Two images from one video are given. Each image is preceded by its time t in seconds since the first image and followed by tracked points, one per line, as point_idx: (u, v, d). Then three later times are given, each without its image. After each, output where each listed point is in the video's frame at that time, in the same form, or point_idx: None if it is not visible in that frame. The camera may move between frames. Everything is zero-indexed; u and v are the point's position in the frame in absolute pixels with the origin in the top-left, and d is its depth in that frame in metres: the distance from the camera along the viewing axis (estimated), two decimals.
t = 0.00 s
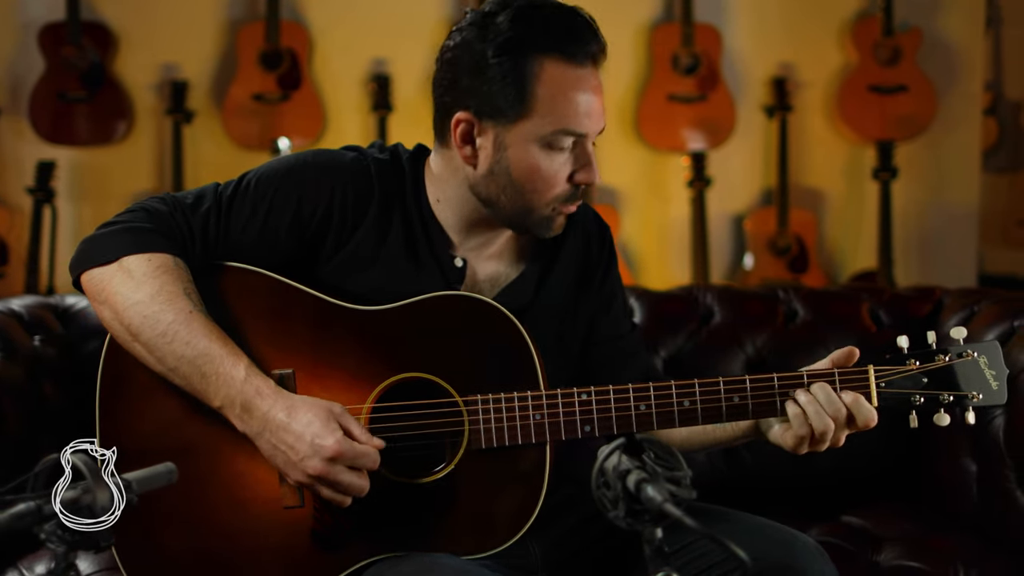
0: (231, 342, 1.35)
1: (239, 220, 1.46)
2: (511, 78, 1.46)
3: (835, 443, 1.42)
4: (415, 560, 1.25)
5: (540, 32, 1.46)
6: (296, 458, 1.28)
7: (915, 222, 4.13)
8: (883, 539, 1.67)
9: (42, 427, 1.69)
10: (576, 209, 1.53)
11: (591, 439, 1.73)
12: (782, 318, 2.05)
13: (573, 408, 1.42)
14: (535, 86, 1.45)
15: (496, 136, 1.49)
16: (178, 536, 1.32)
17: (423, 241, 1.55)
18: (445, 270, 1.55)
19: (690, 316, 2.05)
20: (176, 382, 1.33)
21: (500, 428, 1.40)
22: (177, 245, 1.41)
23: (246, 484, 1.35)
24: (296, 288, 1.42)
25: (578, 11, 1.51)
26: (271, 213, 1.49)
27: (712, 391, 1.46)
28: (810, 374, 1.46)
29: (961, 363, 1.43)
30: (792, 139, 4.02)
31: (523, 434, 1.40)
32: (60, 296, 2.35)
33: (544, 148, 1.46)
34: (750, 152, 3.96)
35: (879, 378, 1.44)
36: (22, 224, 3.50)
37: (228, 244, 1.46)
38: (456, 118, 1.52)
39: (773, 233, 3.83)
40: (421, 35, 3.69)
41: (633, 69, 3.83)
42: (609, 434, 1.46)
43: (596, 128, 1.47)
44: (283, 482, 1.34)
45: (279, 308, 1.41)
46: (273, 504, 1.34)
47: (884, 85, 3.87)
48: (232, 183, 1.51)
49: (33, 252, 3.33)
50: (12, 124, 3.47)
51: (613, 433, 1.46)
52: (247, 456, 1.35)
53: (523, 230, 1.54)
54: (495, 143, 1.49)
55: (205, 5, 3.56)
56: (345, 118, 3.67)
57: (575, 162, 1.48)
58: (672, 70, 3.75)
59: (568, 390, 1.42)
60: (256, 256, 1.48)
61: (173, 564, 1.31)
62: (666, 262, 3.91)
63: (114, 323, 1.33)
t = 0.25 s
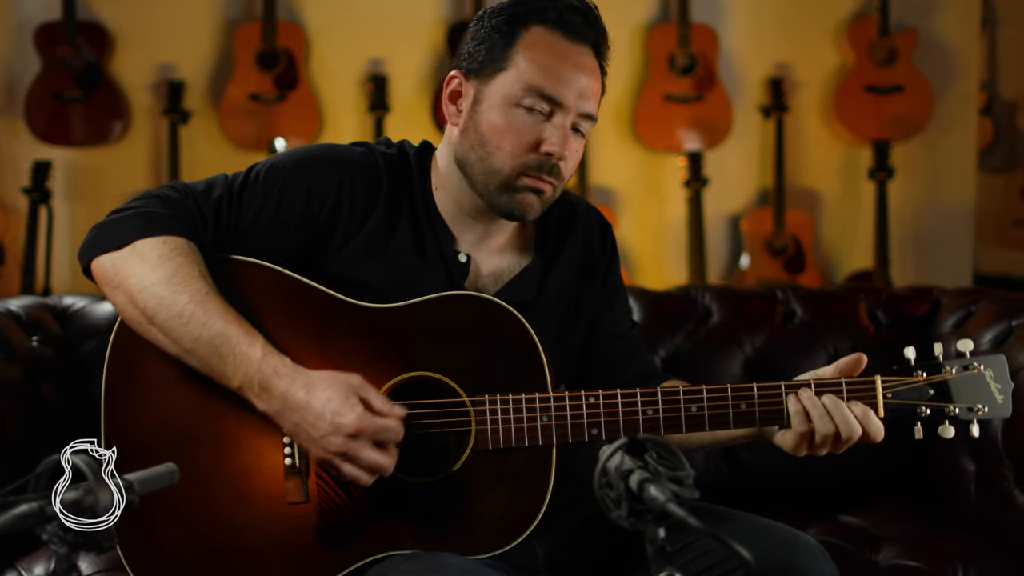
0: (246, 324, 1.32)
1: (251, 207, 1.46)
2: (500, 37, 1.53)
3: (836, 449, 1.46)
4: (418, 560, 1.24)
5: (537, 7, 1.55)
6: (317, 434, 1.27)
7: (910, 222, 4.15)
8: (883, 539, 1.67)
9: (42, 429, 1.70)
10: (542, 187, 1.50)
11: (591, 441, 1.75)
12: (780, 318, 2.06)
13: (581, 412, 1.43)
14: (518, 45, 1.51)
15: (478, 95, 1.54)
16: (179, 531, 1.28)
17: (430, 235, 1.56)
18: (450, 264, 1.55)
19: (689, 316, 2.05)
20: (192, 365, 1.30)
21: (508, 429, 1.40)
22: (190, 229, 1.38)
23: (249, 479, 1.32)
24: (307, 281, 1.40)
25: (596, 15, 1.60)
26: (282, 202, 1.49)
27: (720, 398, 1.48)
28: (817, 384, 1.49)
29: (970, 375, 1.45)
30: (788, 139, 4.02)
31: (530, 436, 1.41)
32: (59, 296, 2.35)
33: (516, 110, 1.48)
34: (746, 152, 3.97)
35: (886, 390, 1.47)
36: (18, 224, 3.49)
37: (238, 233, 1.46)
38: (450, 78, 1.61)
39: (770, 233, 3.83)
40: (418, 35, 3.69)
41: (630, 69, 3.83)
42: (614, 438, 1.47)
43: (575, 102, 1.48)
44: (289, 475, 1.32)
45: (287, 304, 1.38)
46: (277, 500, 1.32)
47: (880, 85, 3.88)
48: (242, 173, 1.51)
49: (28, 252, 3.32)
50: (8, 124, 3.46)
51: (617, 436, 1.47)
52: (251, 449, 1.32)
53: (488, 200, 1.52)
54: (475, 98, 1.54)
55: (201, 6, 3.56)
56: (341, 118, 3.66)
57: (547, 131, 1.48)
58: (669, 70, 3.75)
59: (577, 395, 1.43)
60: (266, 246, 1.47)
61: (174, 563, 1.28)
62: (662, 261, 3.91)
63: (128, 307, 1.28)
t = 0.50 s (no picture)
0: (250, 333, 1.30)
1: (266, 201, 1.46)
2: (500, 43, 1.56)
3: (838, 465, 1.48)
4: (419, 560, 1.24)
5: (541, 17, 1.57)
6: (302, 454, 1.24)
7: (906, 222, 4.15)
8: (881, 539, 1.67)
9: (38, 430, 1.69)
10: (524, 193, 1.49)
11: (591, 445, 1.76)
12: (777, 318, 2.06)
13: (587, 416, 1.45)
14: (514, 51, 1.53)
15: (476, 99, 1.56)
16: (180, 524, 1.28)
17: (438, 236, 1.56)
18: (453, 266, 1.55)
19: (687, 316, 2.05)
20: (190, 365, 1.29)
21: (515, 432, 1.41)
22: (205, 221, 1.38)
23: (253, 473, 1.31)
24: (317, 278, 1.40)
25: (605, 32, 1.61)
26: (296, 196, 1.48)
27: (726, 408, 1.50)
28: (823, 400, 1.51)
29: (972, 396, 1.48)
30: (784, 139, 4.03)
31: (536, 439, 1.42)
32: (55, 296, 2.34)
33: (504, 113, 1.50)
34: (743, 152, 3.97)
35: (890, 406, 1.50)
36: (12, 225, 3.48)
37: (252, 225, 1.45)
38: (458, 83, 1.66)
39: (766, 233, 3.84)
40: (414, 35, 3.69)
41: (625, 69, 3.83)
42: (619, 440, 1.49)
43: (562, 109, 1.49)
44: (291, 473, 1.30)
45: (293, 304, 1.38)
46: (280, 495, 1.30)
47: (876, 85, 3.88)
48: (256, 167, 1.50)
49: (23, 252, 3.31)
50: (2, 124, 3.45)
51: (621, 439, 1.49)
52: (256, 444, 1.31)
53: (474, 203, 1.53)
54: (473, 102, 1.57)
55: (196, 6, 3.55)
56: (338, 118, 3.66)
57: (533, 136, 1.48)
58: (665, 70, 3.75)
59: (584, 399, 1.44)
60: (278, 241, 1.47)
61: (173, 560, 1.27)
62: (659, 261, 3.91)
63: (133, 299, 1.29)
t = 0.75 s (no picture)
0: (251, 333, 1.30)
1: (272, 200, 1.45)
2: (497, 39, 1.60)
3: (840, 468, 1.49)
4: (423, 558, 1.23)
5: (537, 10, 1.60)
6: (302, 455, 1.23)
7: (902, 222, 4.16)
8: (880, 538, 1.67)
9: (37, 430, 1.69)
10: (525, 180, 1.50)
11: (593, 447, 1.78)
12: (776, 318, 2.06)
13: (592, 416, 1.46)
14: (511, 44, 1.56)
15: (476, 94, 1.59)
16: (184, 520, 1.27)
17: (442, 236, 1.57)
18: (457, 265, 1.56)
19: (686, 315, 2.05)
20: (192, 364, 1.28)
21: (520, 430, 1.42)
22: (212, 219, 1.37)
23: (258, 469, 1.30)
24: (324, 276, 1.39)
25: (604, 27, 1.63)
26: (302, 196, 1.48)
27: (730, 408, 1.52)
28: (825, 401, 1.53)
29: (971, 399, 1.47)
30: (780, 139, 4.03)
31: (541, 438, 1.43)
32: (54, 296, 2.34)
33: (503, 103, 1.52)
34: (740, 152, 3.98)
35: (890, 409, 1.51)
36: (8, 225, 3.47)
37: (257, 225, 1.44)
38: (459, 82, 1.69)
39: (762, 233, 3.85)
40: (411, 35, 3.68)
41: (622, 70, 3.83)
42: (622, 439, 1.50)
43: (558, 98, 1.52)
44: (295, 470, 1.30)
45: (303, 303, 1.37)
46: (285, 492, 1.30)
47: (872, 85, 3.89)
48: (262, 166, 1.49)
49: (18, 252, 3.30)
50: None
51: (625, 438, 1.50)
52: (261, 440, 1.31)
53: (477, 196, 1.54)
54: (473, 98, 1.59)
55: (193, 6, 3.55)
56: (334, 118, 3.66)
57: (531, 124, 1.50)
58: (662, 70, 3.75)
59: (589, 399, 1.46)
60: (283, 240, 1.46)
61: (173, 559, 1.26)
62: (655, 261, 3.91)
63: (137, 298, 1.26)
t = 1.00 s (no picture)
0: (252, 336, 1.30)
1: (271, 201, 1.44)
2: (472, 28, 1.65)
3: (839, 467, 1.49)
4: (424, 560, 1.24)
5: None
6: (306, 458, 1.24)
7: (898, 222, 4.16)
8: (878, 537, 1.68)
9: (35, 431, 1.69)
10: (513, 142, 1.50)
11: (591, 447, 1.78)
12: (774, 318, 2.06)
13: (592, 416, 1.45)
14: (484, 26, 1.62)
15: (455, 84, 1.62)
16: (185, 523, 1.27)
17: (442, 236, 1.56)
18: (457, 262, 1.56)
19: (683, 315, 2.05)
20: (192, 368, 1.27)
21: (520, 431, 1.41)
22: (211, 223, 1.36)
23: (258, 472, 1.30)
24: (324, 278, 1.39)
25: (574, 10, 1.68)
26: (301, 197, 1.47)
27: (730, 407, 1.51)
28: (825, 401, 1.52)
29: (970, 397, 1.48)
30: (777, 140, 4.04)
31: (541, 439, 1.43)
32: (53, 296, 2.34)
33: (480, 76, 1.55)
34: (736, 152, 3.98)
35: (890, 408, 1.51)
36: (5, 225, 3.47)
37: (256, 227, 1.44)
38: (442, 81, 1.73)
39: (759, 233, 3.85)
40: (408, 35, 3.68)
41: (619, 69, 3.84)
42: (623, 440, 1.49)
43: (531, 62, 1.55)
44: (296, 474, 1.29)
45: (302, 307, 1.37)
46: (286, 494, 1.30)
47: (868, 85, 3.89)
48: (260, 167, 1.48)
49: (14, 253, 3.30)
50: None
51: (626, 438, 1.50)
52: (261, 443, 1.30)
53: (469, 173, 1.53)
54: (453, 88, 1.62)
55: (189, 6, 3.55)
56: (331, 118, 3.65)
57: (511, 89, 1.53)
58: (658, 70, 3.76)
59: (589, 399, 1.45)
60: (283, 243, 1.46)
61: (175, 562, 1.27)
62: (652, 261, 3.91)
63: (136, 302, 1.26)
